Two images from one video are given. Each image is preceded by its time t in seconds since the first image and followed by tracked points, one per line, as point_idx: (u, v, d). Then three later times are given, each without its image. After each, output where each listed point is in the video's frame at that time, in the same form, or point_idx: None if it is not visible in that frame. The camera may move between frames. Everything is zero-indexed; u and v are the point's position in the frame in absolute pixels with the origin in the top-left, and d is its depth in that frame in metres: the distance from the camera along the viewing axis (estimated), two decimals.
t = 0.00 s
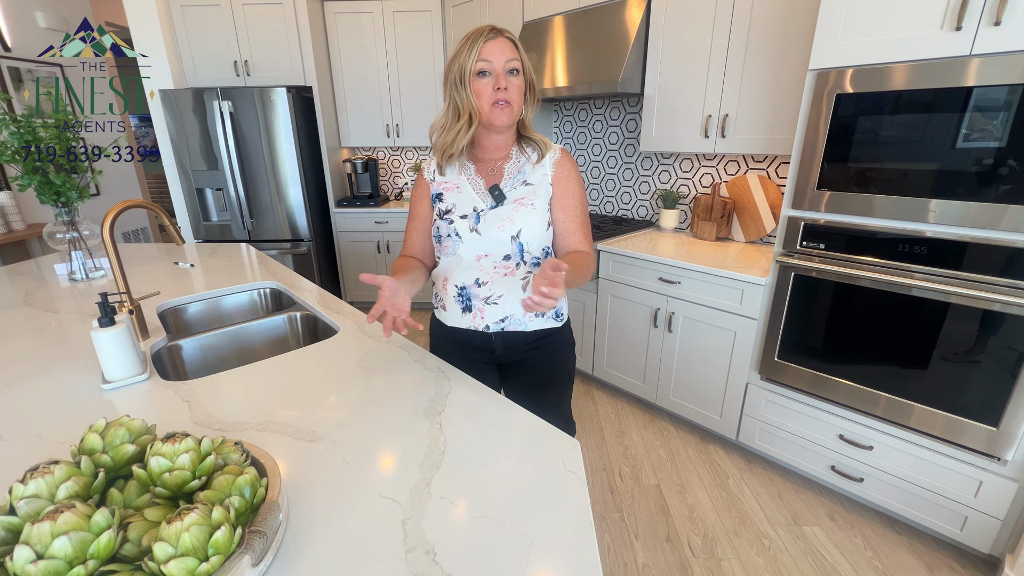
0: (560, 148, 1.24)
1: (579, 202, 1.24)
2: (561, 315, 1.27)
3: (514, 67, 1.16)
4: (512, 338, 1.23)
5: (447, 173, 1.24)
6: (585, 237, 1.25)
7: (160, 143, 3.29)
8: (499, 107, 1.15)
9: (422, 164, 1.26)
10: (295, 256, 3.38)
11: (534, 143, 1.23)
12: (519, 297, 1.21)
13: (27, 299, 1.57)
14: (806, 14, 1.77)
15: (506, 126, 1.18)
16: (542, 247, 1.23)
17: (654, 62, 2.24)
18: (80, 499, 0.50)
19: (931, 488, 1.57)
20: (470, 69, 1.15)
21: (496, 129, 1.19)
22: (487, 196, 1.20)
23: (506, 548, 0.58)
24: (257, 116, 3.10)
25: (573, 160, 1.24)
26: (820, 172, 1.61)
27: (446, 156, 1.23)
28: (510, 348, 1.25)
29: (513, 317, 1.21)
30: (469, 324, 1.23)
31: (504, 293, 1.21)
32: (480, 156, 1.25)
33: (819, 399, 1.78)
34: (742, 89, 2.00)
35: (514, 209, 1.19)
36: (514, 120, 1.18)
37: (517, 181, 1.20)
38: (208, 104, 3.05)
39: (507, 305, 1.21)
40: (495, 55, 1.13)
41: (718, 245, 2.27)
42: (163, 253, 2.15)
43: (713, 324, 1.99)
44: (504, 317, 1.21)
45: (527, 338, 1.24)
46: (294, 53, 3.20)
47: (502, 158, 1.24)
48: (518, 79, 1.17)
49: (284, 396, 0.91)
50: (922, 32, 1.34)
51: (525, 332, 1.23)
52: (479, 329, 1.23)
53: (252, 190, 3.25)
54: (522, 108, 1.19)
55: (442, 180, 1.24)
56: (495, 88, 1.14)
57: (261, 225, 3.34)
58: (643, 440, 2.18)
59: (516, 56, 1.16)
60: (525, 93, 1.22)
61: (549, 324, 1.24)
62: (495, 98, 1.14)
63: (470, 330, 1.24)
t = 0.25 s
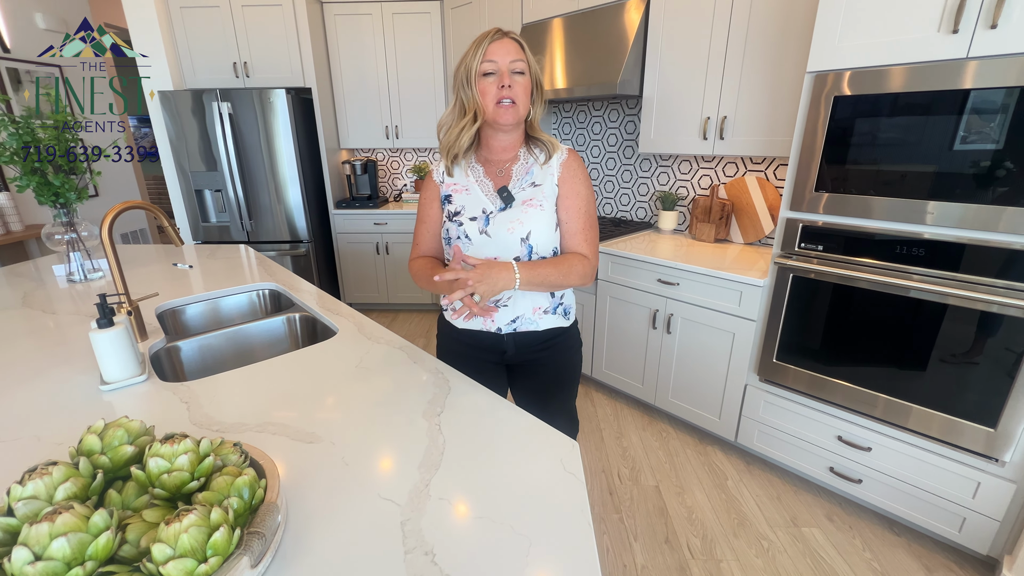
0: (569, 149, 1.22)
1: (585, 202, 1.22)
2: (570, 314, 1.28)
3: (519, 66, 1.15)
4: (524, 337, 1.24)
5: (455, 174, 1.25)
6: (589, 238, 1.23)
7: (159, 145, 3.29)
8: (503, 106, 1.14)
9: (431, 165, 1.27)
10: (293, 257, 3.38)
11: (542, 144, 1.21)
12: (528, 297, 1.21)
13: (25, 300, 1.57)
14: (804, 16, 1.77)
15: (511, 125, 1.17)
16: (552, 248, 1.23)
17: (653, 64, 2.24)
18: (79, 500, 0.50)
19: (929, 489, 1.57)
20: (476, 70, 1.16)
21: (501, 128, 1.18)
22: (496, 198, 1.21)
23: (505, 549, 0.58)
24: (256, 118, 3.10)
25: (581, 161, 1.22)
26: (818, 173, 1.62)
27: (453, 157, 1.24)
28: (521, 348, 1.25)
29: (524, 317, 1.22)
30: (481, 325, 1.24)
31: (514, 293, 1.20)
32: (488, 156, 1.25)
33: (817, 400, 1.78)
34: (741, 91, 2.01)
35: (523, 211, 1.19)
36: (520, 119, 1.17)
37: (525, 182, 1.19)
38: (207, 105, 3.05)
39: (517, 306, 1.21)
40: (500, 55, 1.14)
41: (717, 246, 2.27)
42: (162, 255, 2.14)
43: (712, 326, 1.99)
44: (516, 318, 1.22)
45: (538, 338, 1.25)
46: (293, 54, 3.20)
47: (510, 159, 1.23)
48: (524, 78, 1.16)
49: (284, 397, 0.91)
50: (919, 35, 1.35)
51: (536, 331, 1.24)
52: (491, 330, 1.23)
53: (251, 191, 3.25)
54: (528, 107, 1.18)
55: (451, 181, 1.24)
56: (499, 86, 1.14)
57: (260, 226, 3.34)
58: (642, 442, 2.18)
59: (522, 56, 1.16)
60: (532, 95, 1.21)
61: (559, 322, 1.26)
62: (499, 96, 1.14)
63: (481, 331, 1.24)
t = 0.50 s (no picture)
0: (577, 152, 1.23)
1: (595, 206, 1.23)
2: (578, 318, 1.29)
3: (526, 71, 1.16)
4: (534, 340, 1.25)
5: (464, 178, 1.24)
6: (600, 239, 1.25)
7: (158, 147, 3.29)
8: (512, 110, 1.15)
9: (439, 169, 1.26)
10: (292, 259, 3.38)
11: (551, 148, 1.23)
12: (539, 300, 1.22)
13: (24, 302, 1.56)
14: (801, 22, 1.79)
15: (520, 129, 1.18)
16: (562, 250, 1.25)
17: (652, 68, 2.26)
18: (77, 503, 0.50)
19: (926, 493, 1.58)
20: (484, 75, 1.16)
21: (510, 132, 1.19)
22: (506, 202, 1.21)
23: (502, 552, 0.58)
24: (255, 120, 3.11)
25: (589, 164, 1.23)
26: (815, 177, 1.62)
27: (462, 162, 1.24)
28: (530, 351, 1.26)
29: (534, 320, 1.23)
30: (490, 328, 1.24)
31: (525, 297, 1.21)
32: (496, 160, 1.25)
33: (814, 403, 1.79)
34: (738, 96, 2.02)
35: (534, 214, 1.20)
36: (528, 123, 1.18)
37: (535, 185, 1.20)
38: (206, 107, 3.05)
39: (528, 309, 1.22)
40: (507, 60, 1.14)
41: (715, 250, 2.28)
42: (160, 257, 2.14)
43: (710, 329, 1.99)
44: (526, 321, 1.23)
45: (546, 342, 1.25)
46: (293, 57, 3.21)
47: (519, 163, 1.24)
48: (532, 82, 1.16)
49: (282, 400, 0.91)
50: (915, 41, 1.36)
51: (545, 335, 1.25)
52: (500, 333, 1.24)
53: (250, 193, 3.25)
54: (536, 111, 1.18)
55: (460, 185, 1.23)
56: (507, 91, 1.14)
57: (258, 228, 3.34)
58: (640, 445, 2.18)
59: (529, 60, 1.16)
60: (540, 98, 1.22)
61: (567, 325, 1.27)
62: (508, 101, 1.14)
63: (490, 334, 1.24)
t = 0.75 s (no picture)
0: (586, 159, 1.25)
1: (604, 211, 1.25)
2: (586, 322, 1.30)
3: (529, 77, 1.15)
4: (542, 343, 1.25)
5: (474, 182, 1.24)
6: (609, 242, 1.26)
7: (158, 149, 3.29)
8: (516, 119, 1.16)
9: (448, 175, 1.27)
10: (292, 262, 3.38)
11: (559, 154, 1.24)
12: (548, 303, 1.23)
13: (23, 304, 1.57)
14: (798, 28, 1.80)
15: (525, 137, 1.18)
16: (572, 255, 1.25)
17: (651, 73, 2.27)
18: (79, 505, 0.50)
19: (924, 497, 1.58)
20: (488, 84, 1.17)
21: (516, 140, 1.19)
22: (516, 206, 1.21)
23: (501, 555, 0.58)
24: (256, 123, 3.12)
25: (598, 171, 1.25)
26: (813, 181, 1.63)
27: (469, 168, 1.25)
28: (538, 354, 1.26)
29: (543, 323, 1.24)
30: (498, 331, 1.24)
31: (534, 300, 1.22)
32: (505, 166, 1.26)
33: (813, 407, 1.79)
34: (737, 101, 2.03)
35: (544, 218, 1.20)
36: (533, 130, 1.18)
37: (545, 190, 1.21)
38: (207, 110, 3.06)
39: (537, 312, 1.23)
40: (510, 68, 1.14)
41: (714, 254, 2.29)
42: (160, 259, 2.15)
43: (709, 332, 2.00)
44: (535, 324, 1.23)
45: (554, 345, 1.26)
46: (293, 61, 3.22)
47: (529, 168, 1.24)
48: (536, 89, 1.16)
49: (283, 403, 0.92)
50: (911, 48, 1.37)
51: (553, 339, 1.25)
52: (509, 336, 1.24)
53: (250, 196, 3.25)
54: (541, 118, 1.18)
55: (469, 188, 1.24)
56: (510, 100, 1.15)
57: (258, 231, 3.34)
58: (639, 449, 2.18)
59: (532, 66, 1.16)
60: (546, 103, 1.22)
61: (575, 329, 1.27)
62: (511, 110, 1.15)
63: (498, 337, 1.25)
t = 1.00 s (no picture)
0: (589, 164, 1.28)
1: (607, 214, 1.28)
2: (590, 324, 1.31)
3: (539, 83, 1.17)
4: (546, 346, 1.25)
5: (479, 182, 1.23)
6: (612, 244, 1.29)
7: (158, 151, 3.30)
8: (525, 123, 1.16)
9: (451, 175, 1.26)
10: (291, 263, 3.38)
11: (563, 158, 1.26)
12: (553, 305, 1.24)
13: (23, 306, 1.56)
14: (797, 33, 1.81)
15: (533, 141, 1.19)
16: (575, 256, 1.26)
17: (650, 77, 2.28)
18: (81, 506, 0.50)
19: (923, 500, 1.58)
20: (497, 86, 1.18)
21: (523, 144, 1.20)
22: (521, 208, 1.21)
23: (501, 557, 0.58)
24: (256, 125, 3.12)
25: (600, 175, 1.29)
26: (812, 184, 1.64)
27: (473, 169, 1.23)
28: (542, 355, 1.26)
29: (548, 326, 1.24)
30: (503, 333, 1.24)
31: (540, 302, 1.23)
32: (509, 169, 1.26)
33: (812, 410, 1.80)
34: (736, 104, 2.04)
35: (549, 220, 1.21)
36: (541, 135, 1.19)
37: (550, 193, 1.23)
38: (207, 112, 3.07)
39: (542, 314, 1.23)
40: (520, 72, 1.15)
41: (713, 257, 2.30)
42: (160, 261, 2.14)
43: (709, 335, 2.00)
44: (540, 326, 1.23)
45: (557, 347, 1.26)
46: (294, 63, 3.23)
47: (534, 171, 1.25)
48: (545, 94, 1.18)
49: (283, 405, 0.92)
50: (909, 52, 1.38)
51: (558, 341, 1.26)
52: (513, 338, 1.24)
53: (250, 197, 3.26)
54: (549, 123, 1.20)
55: (474, 189, 1.23)
56: (521, 104, 1.16)
57: (258, 233, 3.35)
58: (638, 451, 2.18)
59: (542, 72, 1.17)
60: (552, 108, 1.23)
61: (579, 331, 1.28)
62: (520, 115, 1.16)
63: (503, 339, 1.25)
